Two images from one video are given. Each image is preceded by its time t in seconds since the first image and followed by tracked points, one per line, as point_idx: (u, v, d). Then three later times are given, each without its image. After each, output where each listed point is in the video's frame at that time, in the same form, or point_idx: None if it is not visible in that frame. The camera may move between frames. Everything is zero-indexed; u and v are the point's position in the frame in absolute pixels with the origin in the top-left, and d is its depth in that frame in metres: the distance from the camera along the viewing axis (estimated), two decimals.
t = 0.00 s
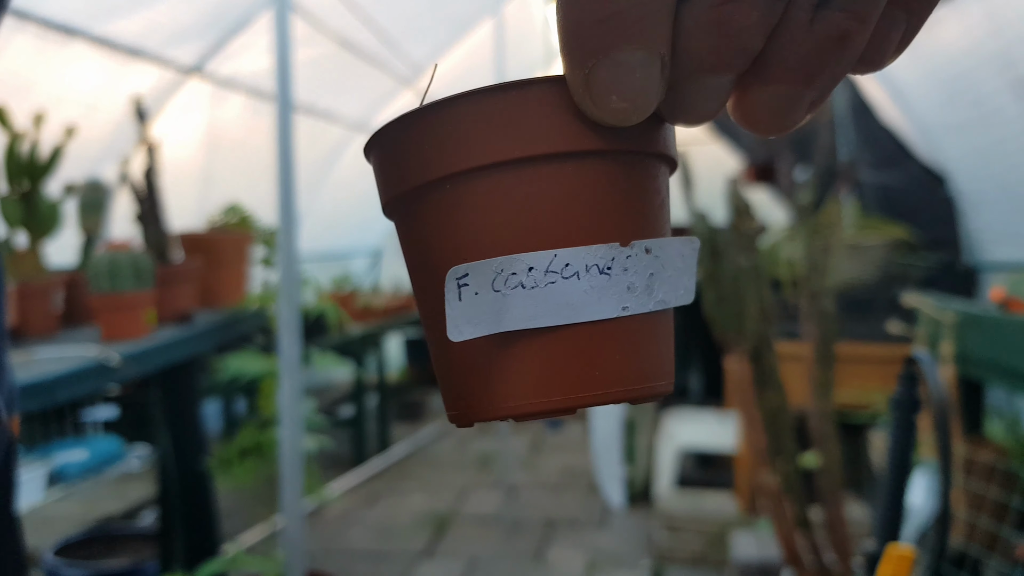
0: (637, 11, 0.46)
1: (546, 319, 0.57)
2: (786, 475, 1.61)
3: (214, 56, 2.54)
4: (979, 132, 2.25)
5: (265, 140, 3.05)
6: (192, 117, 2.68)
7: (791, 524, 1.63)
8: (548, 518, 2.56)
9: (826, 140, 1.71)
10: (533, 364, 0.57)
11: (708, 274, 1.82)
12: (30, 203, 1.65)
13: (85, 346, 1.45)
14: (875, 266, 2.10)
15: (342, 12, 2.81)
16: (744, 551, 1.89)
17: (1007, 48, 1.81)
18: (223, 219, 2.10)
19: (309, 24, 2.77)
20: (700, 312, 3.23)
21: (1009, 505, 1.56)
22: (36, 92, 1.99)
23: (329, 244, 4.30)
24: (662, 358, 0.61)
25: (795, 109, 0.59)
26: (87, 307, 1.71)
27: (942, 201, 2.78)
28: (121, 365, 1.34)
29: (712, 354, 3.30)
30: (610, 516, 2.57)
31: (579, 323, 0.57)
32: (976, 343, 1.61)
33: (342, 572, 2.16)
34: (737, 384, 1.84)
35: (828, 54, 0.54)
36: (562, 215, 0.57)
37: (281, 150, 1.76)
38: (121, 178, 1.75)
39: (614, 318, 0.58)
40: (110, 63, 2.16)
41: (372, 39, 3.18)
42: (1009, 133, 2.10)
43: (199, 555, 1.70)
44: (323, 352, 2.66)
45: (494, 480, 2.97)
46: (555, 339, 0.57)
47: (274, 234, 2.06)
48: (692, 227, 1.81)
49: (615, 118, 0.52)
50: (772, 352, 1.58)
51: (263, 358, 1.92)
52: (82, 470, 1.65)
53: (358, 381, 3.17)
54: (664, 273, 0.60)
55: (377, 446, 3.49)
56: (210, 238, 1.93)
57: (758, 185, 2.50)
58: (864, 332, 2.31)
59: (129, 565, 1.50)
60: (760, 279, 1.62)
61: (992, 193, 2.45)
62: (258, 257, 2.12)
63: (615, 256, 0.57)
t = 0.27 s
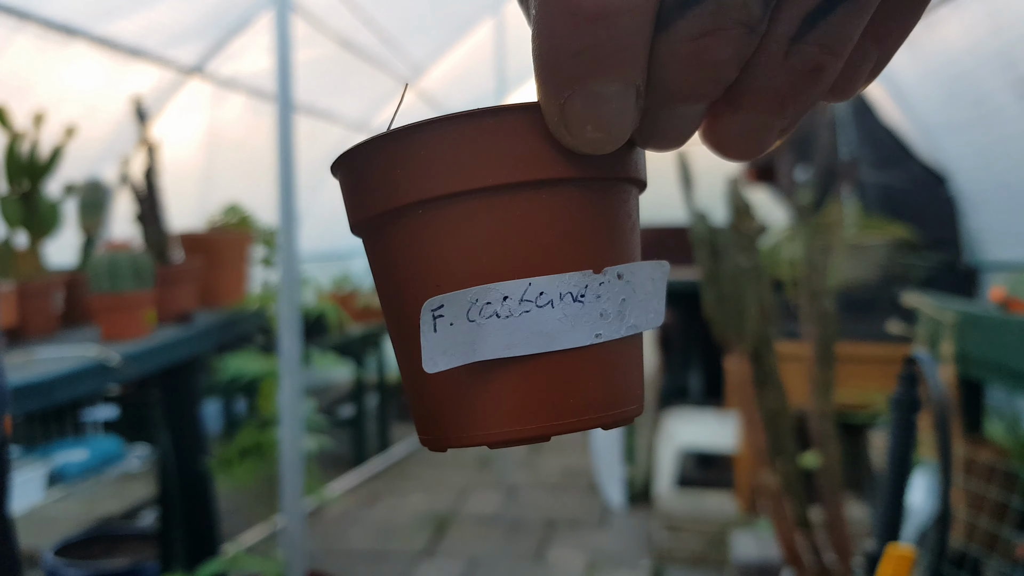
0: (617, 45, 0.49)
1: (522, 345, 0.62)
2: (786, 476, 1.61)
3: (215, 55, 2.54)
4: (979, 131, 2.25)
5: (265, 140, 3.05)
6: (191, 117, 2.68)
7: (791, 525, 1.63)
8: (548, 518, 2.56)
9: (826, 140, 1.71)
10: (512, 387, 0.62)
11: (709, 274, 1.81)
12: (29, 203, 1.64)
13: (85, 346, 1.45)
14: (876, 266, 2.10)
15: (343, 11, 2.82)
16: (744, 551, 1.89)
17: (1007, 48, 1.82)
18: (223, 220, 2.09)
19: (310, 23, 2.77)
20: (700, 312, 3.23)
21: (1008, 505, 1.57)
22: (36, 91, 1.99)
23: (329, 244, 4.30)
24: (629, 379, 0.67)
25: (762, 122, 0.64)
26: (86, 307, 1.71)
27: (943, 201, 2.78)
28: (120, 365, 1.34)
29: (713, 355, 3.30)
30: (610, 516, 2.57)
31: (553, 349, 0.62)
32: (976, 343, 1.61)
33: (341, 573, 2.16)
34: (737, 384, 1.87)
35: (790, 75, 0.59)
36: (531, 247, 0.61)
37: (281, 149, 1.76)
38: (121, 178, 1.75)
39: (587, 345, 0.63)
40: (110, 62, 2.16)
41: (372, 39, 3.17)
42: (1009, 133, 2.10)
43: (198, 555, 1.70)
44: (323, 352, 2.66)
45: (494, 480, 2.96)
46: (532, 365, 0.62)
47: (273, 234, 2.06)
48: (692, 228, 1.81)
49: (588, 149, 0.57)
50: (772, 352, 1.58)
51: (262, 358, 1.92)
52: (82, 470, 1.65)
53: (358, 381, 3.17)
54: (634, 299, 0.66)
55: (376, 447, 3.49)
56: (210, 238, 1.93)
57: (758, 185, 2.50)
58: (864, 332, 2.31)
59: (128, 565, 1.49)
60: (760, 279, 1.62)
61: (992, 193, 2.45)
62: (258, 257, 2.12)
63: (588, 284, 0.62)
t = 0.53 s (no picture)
0: (659, 68, 0.42)
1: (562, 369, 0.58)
2: (786, 475, 1.61)
3: (215, 55, 2.54)
4: (980, 132, 2.25)
5: (266, 140, 3.06)
6: (192, 117, 2.68)
7: (791, 525, 1.63)
8: (548, 518, 2.56)
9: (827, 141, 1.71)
10: (549, 416, 0.59)
11: (709, 274, 1.81)
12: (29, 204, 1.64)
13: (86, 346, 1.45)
14: (876, 266, 2.10)
15: (343, 12, 2.80)
16: (744, 551, 1.89)
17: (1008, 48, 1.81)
18: (223, 219, 2.09)
19: (310, 24, 2.77)
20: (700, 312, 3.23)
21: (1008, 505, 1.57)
22: (37, 92, 1.99)
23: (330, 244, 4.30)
24: (659, 393, 0.64)
25: (781, 137, 0.58)
26: (87, 307, 1.71)
27: (943, 201, 2.78)
28: (120, 365, 1.34)
29: (712, 354, 3.30)
30: (610, 516, 2.57)
31: (591, 371, 0.59)
32: (976, 344, 1.61)
33: (342, 572, 2.16)
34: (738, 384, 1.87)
35: (818, 94, 0.53)
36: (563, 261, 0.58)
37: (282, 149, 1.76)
38: (121, 179, 1.75)
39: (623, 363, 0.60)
40: (110, 63, 2.16)
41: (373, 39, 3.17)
42: (1009, 133, 2.10)
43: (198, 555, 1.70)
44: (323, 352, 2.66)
45: (494, 480, 2.97)
46: (574, 388, 0.59)
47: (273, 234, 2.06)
48: (692, 228, 1.81)
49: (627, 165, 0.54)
50: (771, 352, 1.58)
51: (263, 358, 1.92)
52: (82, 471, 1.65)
53: (358, 381, 3.17)
54: (663, 310, 0.63)
55: (377, 446, 3.49)
56: (210, 238, 1.93)
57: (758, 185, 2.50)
58: (864, 332, 2.31)
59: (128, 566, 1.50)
60: (760, 279, 1.62)
61: (993, 192, 2.45)
62: (258, 257, 2.12)
63: (623, 302, 0.59)
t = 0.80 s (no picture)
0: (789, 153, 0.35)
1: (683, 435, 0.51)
2: (782, 472, 1.63)
3: (220, 59, 2.56)
4: (975, 135, 2.28)
5: (268, 142, 3.08)
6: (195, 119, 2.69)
7: (787, 521, 1.65)
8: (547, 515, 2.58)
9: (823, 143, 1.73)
10: (685, 480, 0.52)
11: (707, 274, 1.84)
12: (35, 205, 1.66)
13: (92, 344, 1.47)
14: (872, 266, 2.12)
15: (346, 16, 2.83)
16: (740, 546, 1.92)
17: (1003, 52, 1.83)
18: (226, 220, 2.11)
19: (313, 29, 2.79)
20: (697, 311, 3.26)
21: (1000, 503, 1.59)
22: (44, 94, 2.01)
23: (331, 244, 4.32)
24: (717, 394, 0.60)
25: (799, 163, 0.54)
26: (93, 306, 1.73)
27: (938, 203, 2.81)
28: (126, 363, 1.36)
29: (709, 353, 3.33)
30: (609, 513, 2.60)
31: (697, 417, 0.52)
32: (968, 344, 1.64)
33: (343, 568, 2.19)
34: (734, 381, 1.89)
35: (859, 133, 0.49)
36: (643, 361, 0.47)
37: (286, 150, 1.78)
38: (127, 180, 1.77)
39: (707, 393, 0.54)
40: (117, 66, 2.18)
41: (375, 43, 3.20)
42: (1004, 136, 2.13)
43: (202, 552, 1.73)
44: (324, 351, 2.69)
45: (494, 478, 2.99)
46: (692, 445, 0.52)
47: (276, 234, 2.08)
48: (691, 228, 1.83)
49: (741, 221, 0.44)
50: (768, 350, 1.61)
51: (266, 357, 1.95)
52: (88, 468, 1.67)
53: (359, 380, 3.19)
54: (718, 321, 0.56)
55: (377, 445, 3.51)
56: (214, 238, 1.95)
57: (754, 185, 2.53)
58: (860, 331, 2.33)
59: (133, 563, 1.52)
60: (757, 278, 1.65)
61: (987, 195, 2.48)
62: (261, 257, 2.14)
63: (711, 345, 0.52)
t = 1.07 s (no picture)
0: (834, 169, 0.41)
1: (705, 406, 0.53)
2: (785, 474, 1.61)
3: (218, 57, 2.55)
4: (978, 133, 2.26)
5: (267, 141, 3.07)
6: (193, 117, 2.68)
7: (790, 523, 1.63)
8: (548, 517, 2.56)
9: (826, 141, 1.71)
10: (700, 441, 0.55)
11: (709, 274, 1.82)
12: (31, 204, 1.65)
13: (88, 345, 1.46)
14: (875, 266, 2.10)
15: (344, 14, 2.81)
16: (742, 549, 1.90)
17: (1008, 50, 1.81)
18: (224, 219, 2.10)
19: (311, 27, 2.78)
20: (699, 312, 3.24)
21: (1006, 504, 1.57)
22: (41, 93, 2.00)
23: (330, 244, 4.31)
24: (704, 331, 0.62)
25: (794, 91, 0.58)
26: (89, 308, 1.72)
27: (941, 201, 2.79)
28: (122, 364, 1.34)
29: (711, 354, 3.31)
30: (610, 515, 2.58)
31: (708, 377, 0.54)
32: (973, 344, 1.62)
33: (342, 570, 2.17)
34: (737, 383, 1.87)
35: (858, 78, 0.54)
36: (690, 359, 0.48)
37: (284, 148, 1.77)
38: (124, 180, 1.76)
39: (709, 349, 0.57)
40: (114, 64, 2.17)
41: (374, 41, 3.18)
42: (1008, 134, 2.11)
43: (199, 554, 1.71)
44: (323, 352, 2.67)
45: (494, 479, 2.97)
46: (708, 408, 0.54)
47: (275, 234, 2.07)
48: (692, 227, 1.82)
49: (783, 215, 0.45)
50: (770, 351, 1.59)
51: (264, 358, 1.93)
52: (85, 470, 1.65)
53: (359, 380, 3.17)
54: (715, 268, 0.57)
55: (377, 446, 3.50)
56: (212, 238, 1.94)
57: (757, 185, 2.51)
58: (863, 332, 2.31)
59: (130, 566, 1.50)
60: (760, 279, 1.63)
61: (991, 193, 2.46)
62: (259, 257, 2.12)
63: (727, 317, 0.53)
